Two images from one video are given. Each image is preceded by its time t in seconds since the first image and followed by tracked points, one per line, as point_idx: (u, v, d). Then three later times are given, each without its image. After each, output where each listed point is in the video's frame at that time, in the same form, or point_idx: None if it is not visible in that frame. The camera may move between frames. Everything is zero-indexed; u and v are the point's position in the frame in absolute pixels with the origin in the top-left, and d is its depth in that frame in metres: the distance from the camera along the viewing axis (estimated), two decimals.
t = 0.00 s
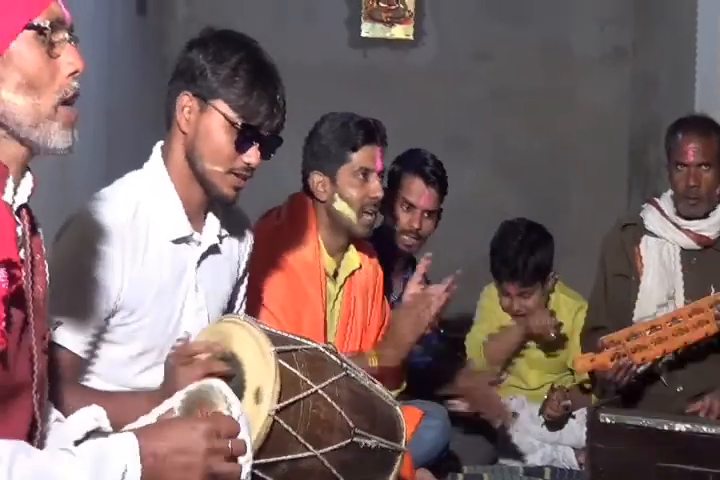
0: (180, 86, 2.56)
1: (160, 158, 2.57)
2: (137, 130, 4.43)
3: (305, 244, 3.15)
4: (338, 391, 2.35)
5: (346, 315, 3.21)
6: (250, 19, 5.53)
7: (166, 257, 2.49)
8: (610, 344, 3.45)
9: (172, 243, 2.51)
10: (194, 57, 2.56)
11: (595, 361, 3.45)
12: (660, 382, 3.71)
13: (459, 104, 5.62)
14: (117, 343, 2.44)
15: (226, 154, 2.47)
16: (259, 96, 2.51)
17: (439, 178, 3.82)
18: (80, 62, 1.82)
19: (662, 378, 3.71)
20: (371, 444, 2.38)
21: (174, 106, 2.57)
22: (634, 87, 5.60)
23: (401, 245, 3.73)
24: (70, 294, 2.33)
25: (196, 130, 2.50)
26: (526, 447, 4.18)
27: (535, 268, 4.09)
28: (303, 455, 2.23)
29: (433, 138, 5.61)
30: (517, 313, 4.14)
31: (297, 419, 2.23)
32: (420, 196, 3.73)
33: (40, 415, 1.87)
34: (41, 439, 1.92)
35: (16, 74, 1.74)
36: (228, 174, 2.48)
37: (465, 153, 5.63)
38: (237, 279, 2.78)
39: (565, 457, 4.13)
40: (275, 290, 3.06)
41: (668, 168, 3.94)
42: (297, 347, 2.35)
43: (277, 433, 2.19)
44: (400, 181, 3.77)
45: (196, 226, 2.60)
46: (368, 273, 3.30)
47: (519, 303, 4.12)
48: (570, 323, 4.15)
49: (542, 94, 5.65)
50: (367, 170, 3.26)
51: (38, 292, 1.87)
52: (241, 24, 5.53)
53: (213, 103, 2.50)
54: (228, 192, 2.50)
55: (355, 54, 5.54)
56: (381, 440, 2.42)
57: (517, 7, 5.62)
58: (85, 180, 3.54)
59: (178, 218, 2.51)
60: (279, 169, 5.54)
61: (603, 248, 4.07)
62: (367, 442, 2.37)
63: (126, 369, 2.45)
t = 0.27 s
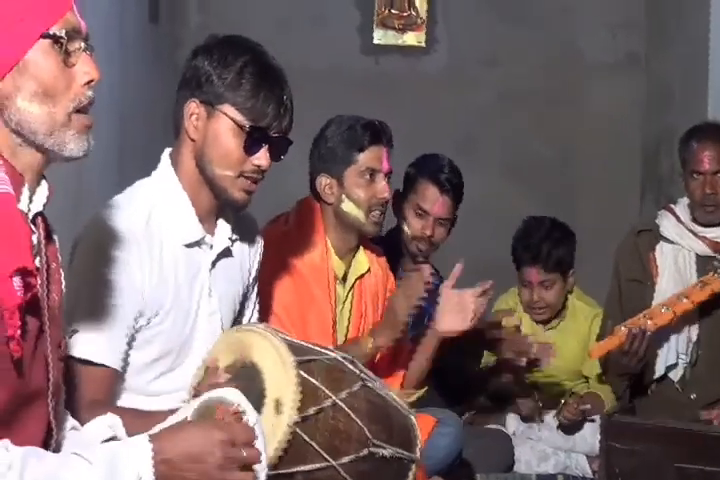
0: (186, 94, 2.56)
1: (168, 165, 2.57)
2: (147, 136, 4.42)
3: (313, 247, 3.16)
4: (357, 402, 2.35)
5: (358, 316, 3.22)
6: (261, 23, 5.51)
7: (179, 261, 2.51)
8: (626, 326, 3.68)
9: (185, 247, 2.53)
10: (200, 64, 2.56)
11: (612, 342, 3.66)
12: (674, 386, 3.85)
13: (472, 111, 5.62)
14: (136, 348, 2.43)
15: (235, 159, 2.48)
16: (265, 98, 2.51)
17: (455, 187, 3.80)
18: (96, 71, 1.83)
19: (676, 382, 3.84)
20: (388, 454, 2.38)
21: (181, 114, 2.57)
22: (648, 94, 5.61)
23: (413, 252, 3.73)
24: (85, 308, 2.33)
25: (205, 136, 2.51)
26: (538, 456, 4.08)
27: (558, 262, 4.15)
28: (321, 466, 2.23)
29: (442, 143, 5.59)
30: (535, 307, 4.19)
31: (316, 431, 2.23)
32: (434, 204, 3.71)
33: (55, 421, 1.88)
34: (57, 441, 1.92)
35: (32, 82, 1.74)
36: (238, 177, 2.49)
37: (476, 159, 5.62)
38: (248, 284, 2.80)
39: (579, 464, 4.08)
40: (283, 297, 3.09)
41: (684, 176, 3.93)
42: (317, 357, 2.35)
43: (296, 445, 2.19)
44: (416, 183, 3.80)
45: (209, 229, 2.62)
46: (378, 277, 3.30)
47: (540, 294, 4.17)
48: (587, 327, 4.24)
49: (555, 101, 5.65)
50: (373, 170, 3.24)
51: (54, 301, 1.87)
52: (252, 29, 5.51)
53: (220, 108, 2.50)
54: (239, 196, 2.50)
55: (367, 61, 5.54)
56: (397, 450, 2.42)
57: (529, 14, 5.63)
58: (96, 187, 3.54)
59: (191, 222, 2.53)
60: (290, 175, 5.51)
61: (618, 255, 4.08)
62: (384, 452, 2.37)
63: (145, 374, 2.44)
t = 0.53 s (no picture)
0: (200, 102, 2.60)
1: (185, 169, 2.59)
2: (163, 142, 4.44)
3: (324, 258, 3.15)
4: (365, 399, 2.36)
5: (364, 321, 3.23)
6: (275, 26, 5.53)
7: (196, 265, 2.51)
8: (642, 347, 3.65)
9: (201, 251, 2.53)
10: (212, 70, 2.60)
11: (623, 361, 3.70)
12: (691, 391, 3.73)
13: (486, 115, 5.62)
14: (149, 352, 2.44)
15: (251, 162, 2.51)
16: (278, 99, 2.54)
17: (472, 195, 3.82)
18: (116, 81, 1.85)
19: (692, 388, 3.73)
20: (399, 452, 2.40)
21: (195, 121, 2.60)
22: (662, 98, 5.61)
23: (426, 259, 3.70)
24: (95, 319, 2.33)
25: (220, 142, 2.54)
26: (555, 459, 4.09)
27: (581, 258, 4.16)
28: (331, 464, 2.24)
29: (456, 150, 5.61)
30: (555, 304, 4.19)
31: (325, 429, 2.24)
32: (450, 212, 3.72)
33: (74, 429, 1.89)
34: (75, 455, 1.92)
35: (53, 92, 1.75)
36: (255, 181, 2.52)
37: (491, 164, 5.63)
38: (269, 288, 2.80)
39: (594, 468, 4.06)
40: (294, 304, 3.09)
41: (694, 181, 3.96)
42: (323, 356, 2.35)
43: (305, 445, 2.20)
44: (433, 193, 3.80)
45: (228, 233, 2.63)
46: (384, 282, 3.31)
47: (560, 291, 4.17)
48: (605, 334, 4.20)
49: (569, 104, 5.65)
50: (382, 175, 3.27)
51: (73, 308, 1.88)
52: (266, 34, 5.53)
53: (235, 113, 2.54)
54: (256, 200, 2.53)
55: (381, 66, 5.55)
56: (409, 447, 2.44)
57: (543, 18, 5.64)
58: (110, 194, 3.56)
59: (207, 226, 2.53)
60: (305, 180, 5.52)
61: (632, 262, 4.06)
62: (395, 450, 2.39)
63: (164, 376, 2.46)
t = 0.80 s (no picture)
0: (205, 102, 2.60)
1: (196, 169, 2.59)
2: (173, 143, 4.42)
3: (331, 253, 3.16)
4: (382, 410, 2.35)
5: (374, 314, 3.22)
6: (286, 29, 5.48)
7: (207, 262, 2.52)
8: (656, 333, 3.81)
9: (214, 247, 2.53)
10: (216, 71, 2.60)
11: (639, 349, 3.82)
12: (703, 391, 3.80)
13: (498, 117, 5.62)
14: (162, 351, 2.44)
15: (260, 158, 2.51)
16: (283, 94, 2.55)
17: (481, 194, 3.80)
18: (129, 82, 1.86)
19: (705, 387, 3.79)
20: (413, 463, 2.38)
21: (202, 123, 2.61)
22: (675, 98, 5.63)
23: (437, 257, 3.69)
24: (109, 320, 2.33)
25: (227, 141, 2.54)
26: (566, 462, 4.08)
27: (595, 259, 4.16)
28: (345, 475, 2.24)
29: (471, 151, 5.60)
30: (567, 303, 4.19)
31: (340, 439, 2.23)
32: (459, 211, 3.72)
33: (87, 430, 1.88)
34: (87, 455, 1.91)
35: (66, 93, 1.76)
36: (264, 176, 2.52)
37: (503, 166, 5.62)
38: (283, 289, 2.80)
39: (607, 471, 4.06)
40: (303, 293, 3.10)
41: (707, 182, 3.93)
42: (342, 365, 2.35)
43: (320, 455, 2.20)
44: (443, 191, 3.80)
45: (240, 230, 2.63)
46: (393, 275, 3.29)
47: (573, 289, 4.18)
48: (617, 334, 4.22)
49: (581, 106, 5.67)
50: (379, 166, 3.25)
51: (86, 309, 1.88)
52: (278, 37, 5.49)
53: (240, 110, 2.55)
54: (267, 195, 2.53)
55: (393, 67, 5.54)
56: (424, 458, 2.42)
57: (555, 19, 5.64)
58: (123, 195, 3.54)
59: (217, 221, 2.54)
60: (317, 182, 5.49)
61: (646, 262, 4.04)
62: (410, 460, 2.37)
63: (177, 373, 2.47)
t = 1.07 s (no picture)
0: (211, 106, 2.60)
1: (205, 170, 2.59)
2: (185, 146, 4.42)
3: (338, 255, 3.15)
4: (394, 408, 2.35)
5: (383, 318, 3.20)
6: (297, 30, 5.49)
7: (220, 262, 2.52)
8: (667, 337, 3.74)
9: (227, 247, 2.54)
10: (218, 74, 2.60)
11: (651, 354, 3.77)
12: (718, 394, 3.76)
13: (510, 119, 5.62)
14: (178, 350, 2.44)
15: (269, 154, 2.51)
16: (287, 88, 2.54)
17: (495, 190, 3.80)
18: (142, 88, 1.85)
19: None
20: (427, 460, 2.37)
21: (209, 125, 2.60)
22: (686, 100, 5.60)
23: (450, 255, 3.67)
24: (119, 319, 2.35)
25: (235, 142, 2.54)
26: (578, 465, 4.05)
27: (603, 256, 4.18)
28: (360, 472, 2.23)
29: (483, 154, 5.60)
30: (576, 298, 4.18)
31: (354, 437, 2.23)
32: (473, 207, 3.71)
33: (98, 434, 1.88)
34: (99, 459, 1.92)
35: (78, 99, 1.75)
36: (274, 175, 2.52)
37: (515, 168, 5.62)
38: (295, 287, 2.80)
39: (619, 473, 4.03)
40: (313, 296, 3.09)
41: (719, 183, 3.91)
42: (352, 364, 2.35)
43: (334, 453, 2.20)
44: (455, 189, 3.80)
45: (252, 229, 2.63)
46: (402, 279, 3.29)
47: (581, 284, 4.17)
48: (627, 336, 4.21)
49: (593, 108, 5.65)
50: (393, 172, 3.27)
51: (98, 314, 1.88)
52: (288, 39, 5.49)
53: (246, 109, 2.54)
54: (276, 197, 2.52)
55: (404, 69, 5.54)
56: (436, 456, 2.41)
57: (566, 22, 5.63)
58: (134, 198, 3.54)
59: (231, 221, 2.55)
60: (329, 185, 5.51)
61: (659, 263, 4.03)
62: (423, 458, 2.36)
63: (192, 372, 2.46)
